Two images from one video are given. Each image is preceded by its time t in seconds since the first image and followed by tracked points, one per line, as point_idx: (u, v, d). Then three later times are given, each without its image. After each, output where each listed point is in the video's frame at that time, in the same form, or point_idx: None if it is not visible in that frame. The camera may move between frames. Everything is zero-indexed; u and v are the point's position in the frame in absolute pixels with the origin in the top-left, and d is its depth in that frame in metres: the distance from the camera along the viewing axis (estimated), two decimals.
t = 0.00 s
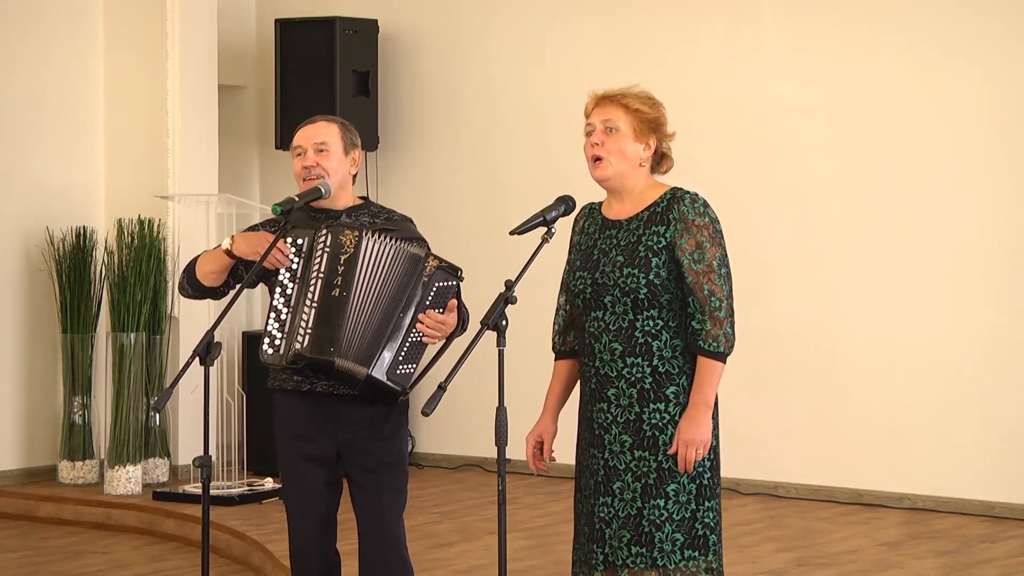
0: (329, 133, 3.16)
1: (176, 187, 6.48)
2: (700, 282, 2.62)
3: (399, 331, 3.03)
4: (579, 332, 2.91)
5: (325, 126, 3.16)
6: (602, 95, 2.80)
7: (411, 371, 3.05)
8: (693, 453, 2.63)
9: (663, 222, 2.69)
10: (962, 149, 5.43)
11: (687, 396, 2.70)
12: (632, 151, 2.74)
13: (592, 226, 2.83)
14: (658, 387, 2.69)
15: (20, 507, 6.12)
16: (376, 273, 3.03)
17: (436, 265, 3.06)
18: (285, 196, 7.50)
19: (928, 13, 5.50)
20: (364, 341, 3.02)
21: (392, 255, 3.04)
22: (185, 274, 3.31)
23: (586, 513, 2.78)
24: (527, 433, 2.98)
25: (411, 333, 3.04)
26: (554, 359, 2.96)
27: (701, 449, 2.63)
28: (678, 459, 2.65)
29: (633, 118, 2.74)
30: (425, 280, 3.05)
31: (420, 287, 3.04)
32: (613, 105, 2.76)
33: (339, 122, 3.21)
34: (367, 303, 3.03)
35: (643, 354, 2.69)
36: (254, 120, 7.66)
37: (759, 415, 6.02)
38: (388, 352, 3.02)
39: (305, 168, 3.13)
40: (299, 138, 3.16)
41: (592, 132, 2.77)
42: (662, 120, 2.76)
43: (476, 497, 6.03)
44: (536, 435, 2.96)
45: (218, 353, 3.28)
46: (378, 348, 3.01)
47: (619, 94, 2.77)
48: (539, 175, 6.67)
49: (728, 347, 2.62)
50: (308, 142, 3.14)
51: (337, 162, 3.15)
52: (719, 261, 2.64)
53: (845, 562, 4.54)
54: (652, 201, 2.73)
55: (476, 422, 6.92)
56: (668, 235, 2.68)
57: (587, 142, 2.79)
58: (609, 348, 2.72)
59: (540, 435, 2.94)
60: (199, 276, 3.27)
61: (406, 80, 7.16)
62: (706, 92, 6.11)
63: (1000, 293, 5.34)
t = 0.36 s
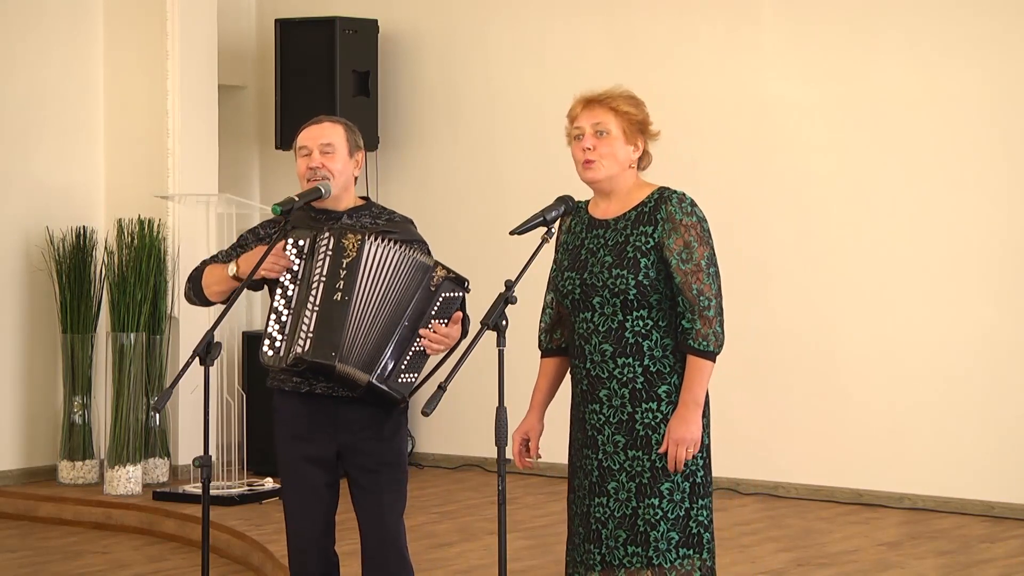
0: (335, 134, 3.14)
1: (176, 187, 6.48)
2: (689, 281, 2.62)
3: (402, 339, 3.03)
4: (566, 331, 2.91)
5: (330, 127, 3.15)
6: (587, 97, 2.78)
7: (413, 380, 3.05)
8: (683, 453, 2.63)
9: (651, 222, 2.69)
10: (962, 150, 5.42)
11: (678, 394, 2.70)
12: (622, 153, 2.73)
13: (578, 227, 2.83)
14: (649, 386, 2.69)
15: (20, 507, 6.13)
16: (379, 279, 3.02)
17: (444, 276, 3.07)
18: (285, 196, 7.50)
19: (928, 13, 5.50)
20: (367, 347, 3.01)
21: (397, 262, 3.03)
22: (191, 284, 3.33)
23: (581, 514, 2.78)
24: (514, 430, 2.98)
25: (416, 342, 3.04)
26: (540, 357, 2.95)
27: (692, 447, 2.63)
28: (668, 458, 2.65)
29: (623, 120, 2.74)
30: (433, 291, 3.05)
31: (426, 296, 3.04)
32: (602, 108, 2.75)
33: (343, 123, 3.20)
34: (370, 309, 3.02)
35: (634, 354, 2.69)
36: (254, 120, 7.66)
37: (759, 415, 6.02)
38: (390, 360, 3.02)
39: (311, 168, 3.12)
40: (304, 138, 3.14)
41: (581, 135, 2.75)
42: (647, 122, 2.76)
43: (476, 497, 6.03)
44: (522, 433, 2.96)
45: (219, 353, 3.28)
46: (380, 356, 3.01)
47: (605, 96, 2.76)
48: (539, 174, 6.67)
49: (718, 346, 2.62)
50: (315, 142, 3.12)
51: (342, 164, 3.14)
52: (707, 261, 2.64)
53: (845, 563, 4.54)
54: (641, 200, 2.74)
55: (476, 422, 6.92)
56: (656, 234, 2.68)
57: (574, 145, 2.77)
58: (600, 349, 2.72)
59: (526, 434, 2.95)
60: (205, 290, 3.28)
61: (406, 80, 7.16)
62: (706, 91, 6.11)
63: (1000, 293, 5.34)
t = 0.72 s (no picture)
0: (342, 142, 3.15)
1: (176, 187, 6.48)
2: (688, 282, 2.62)
3: (404, 355, 3.04)
4: (563, 331, 2.91)
5: (337, 135, 3.15)
6: (580, 100, 2.77)
7: (414, 397, 3.06)
8: (684, 453, 2.63)
9: (650, 223, 2.70)
10: (963, 149, 5.42)
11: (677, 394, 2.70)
12: (619, 155, 2.74)
13: (574, 228, 2.83)
14: (648, 386, 2.69)
15: (20, 507, 6.13)
16: (381, 295, 3.01)
17: (451, 295, 3.05)
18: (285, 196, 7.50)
19: (927, 13, 5.50)
20: (369, 364, 3.02)
21: (401, 278, 3.02)
22: (192, 295, 3.35)
23: (579, 514, 2.78)
24: (512, 432, 2.98)
25: (422, 357, 3.04)
26: (537, 358, 2.96)
27: (693, 448, 2.63)
28: (669, 460, 2.66)
29: (618, 121, 2.73)
30: (438, 309, 3.04)
31: (430, 314, 3.04)
32: (596, 110, 2.74)
33: (348, 131, 3.20)
34: (372, 324, 3.01)
35: (633, 354, 2.69)
36: (254, 119, 7.66)
37: (759, 415, 6.02)
38: (393, 376, 3.04)
39: (318, 176, 3.11)
40: (311, 145, 3.13)
41: (576, 139, 2.74)
42: (640, 121, 2.77)
43: (476, 497, 6.03)
44: (521, 434, 2.96)
45: (218, 353, 3.28)
46: (382, 372, 3.03)
47: (597, 98, 2.75)
48: (538, 174, 6.67)
49: (716, 347, 2.62)
50: (323, 150, 3.12)
51: (349, 173, 3.14)
52: (706, 261, 2.64)
53: (845, 563, 4.54)
54: (637, 202, 2.74)
55: (476, 422, 6.92)
56: (656, 235, 2.68)
57: (570, 149, 2.76)
58: (599, 349, 2.72)
59: (524, 434, 2.95)
60: (207, 299, 3.30)
61: (406, 79, 7.16)
62: (706, 92, 6.11)
63: (1000, 293, 5.34)
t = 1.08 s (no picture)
0: (347, 132, 3.17)
1: (176, 187, 6.48)
2: (689, 282, 2.62)
3: (412, 347, 3.04)
4: (562, 332, 2.91)
5: (342, 126, 3.18)
6: (589, 95, 2.80)
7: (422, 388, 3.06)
8: (686, 453, 2.64)
9: (651, 223, 2.70)
10: (963, 149, 5.42)
11: (678, 394, 2.70)
12: (623, 152, 2.75)
13: (574, 229, 2.83)
14: (649, 386, 2.69)
15: (20, 507, 6.13)
16: (385, 283, 3.00)
17: (459, 286, 3.05)
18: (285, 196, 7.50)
19: (927, 13, 5.51)
20: (373, 351, 3.01)
21: (405, 267, 3.01)
22: (192, 282, 3.34)
23: (580, 515, 2.78)
24: (510, 433, 2.99)
25: (430, 347, 3.04)
26: (536, 358, 2.96)
27: (694, 448, 2.64)
28: (672, 458, 2.66)
29: (624, 118, 2.76)
30: (446, 299, 3.05)
31: (438, 304, 3.05)
32: (603, 105, 2.77)
33: (351, 123, 3.23)
34: (376, 312, 3.00)
35: (634, 354, 2.69)
36: (254, 120, 7.66)
37: (759, 415, 6.02)
38: (401, 367, 3.04)
39: (325, 165, 3.13)
40: (316, 135, 3.16)
41: (581, 132, 2.76)
42: (647, 125, 2.79)
43: (476, 497, 6.03)
44: (520, 434, 2.98)
45: (218, 353, 3.28)
46: (390, 364, 3.04)
47: (606, 95, 2.78)
48: (538, 174, 6.68)
49: (717, 346, 2.63)
50: (329, 140, 3.14)
51: (355, 162, 3.17)
52: (707, 261, 2.65)
53: (845, 563, 4.54)
54: (638, 202, 2.74)
55: (475, 422, 6.92)
56: (656, 235, 2.68)
57: (574, 141, 2.78)
58: (600, 349, 2.72)
59: (523, 434, 2.96)
60: (205, 285, 3.29)
61: (406, 80, 7.16)
62: (706, 92, 6.11)
63: (1000, 293, 5.34)
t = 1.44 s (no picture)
0: (341, 135, 3.17)
1: (176, 187, 6.48)
2: (692, 281, 2.63)
3: (413, 357, 3.06)
4: (565, 333, 2.91)
5: (337, 129, 3.17)
6: (588, 96, 2.79)
7: (424, 400, 3.06)
8: (688, 451, 2.64)
9: (654, 222, 2.69)
10: (963, 149, 5.42)
11: (681, 394, 2.70)
12: (624, 153, 2.74)
13: (576, 229, 2.83)
14: (652, 386, 2.69)
15: (20, 507, 6.12)
16: (384, 290, 2.99)
17: (463, 298, 3.05)
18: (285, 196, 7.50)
19: (927, 13, 5.50)
20: (372, 356, 3.01)
21: (405, 275, 3.00)
22: (188, 288, 3.34)
23: (582, 514, 2.77)
24: (514, 434, 2.98)
25: (432, 358, 3.05)
26: (539, 359, 2.96)
27: (697, 447, 2.64)
28: (675, 457, 2.66)
29: (624, 119, 2.75)
30: (451, 309, 3.05)
31: (440, 313, 3.05)
32: (603, 107, 2.76)
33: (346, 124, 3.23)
34: (376, 321, 2.99)
35: (636, 354, 2.69)
36: (254, 120, 7.66)
37: (760, 415, 6.01)
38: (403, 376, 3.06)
39: (319, 168, 3.13)
40: (311, 138, 3.15)
41: (581, 134, 2.76)
42: (647, 123, 2.78)
43: (476, 497, 6.03)
44: (523, 435, 2.96)
45: (218, 354, 3.28)
46: (390, 374, 3.05)
47: (605, 95, 2.77)
48: (538, 174, 6.68)
49: (721, 345, 2.63)
50: (323, 142, 3.14)
51: (349, 165, 3.16)
52: (710, 260, 2.65)
53: (845, 563, 4.54)
54: (640, 201, 2.74)
55: (475, 422, 6.92)
56: (659, 234, 2.68)
57: (574, 145, 2.78)
58: (602, 348, 2.72)
59: (526, 436, 2.95)
60: (201, 292, 3.29)
61: (406, 80, 7.16)
62: (706, 91, 6.11)
63: (1001, 293, 5.34)
